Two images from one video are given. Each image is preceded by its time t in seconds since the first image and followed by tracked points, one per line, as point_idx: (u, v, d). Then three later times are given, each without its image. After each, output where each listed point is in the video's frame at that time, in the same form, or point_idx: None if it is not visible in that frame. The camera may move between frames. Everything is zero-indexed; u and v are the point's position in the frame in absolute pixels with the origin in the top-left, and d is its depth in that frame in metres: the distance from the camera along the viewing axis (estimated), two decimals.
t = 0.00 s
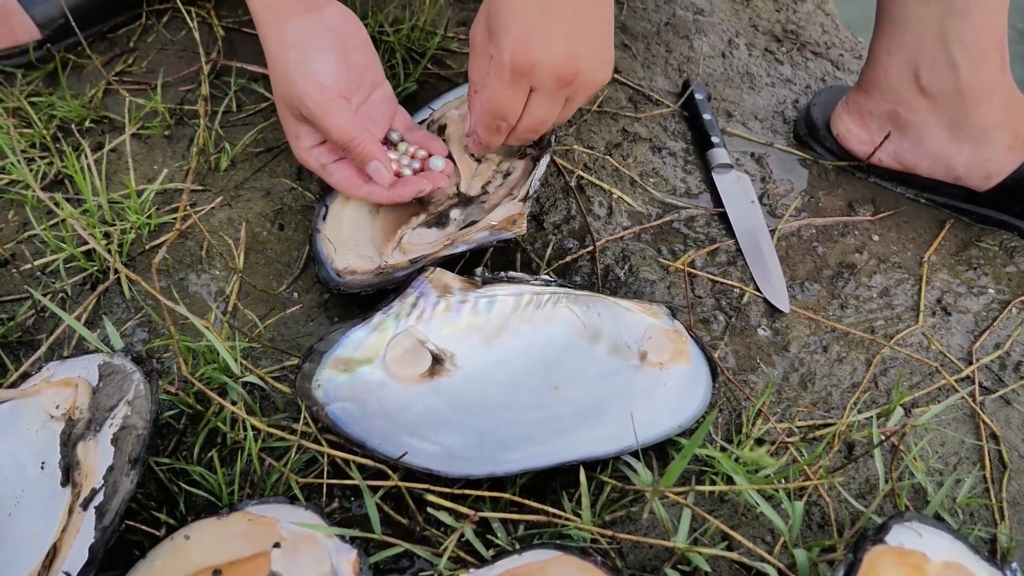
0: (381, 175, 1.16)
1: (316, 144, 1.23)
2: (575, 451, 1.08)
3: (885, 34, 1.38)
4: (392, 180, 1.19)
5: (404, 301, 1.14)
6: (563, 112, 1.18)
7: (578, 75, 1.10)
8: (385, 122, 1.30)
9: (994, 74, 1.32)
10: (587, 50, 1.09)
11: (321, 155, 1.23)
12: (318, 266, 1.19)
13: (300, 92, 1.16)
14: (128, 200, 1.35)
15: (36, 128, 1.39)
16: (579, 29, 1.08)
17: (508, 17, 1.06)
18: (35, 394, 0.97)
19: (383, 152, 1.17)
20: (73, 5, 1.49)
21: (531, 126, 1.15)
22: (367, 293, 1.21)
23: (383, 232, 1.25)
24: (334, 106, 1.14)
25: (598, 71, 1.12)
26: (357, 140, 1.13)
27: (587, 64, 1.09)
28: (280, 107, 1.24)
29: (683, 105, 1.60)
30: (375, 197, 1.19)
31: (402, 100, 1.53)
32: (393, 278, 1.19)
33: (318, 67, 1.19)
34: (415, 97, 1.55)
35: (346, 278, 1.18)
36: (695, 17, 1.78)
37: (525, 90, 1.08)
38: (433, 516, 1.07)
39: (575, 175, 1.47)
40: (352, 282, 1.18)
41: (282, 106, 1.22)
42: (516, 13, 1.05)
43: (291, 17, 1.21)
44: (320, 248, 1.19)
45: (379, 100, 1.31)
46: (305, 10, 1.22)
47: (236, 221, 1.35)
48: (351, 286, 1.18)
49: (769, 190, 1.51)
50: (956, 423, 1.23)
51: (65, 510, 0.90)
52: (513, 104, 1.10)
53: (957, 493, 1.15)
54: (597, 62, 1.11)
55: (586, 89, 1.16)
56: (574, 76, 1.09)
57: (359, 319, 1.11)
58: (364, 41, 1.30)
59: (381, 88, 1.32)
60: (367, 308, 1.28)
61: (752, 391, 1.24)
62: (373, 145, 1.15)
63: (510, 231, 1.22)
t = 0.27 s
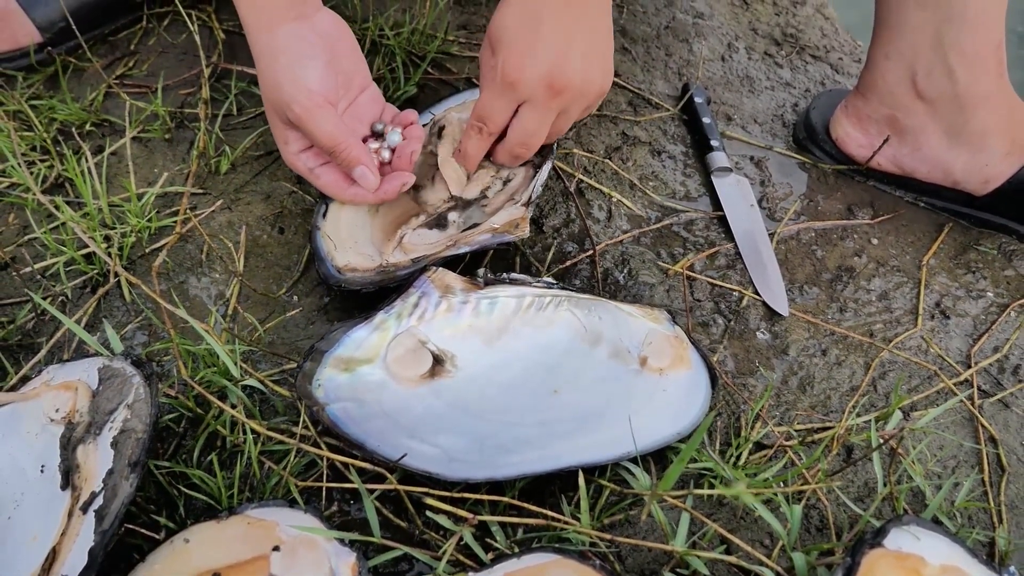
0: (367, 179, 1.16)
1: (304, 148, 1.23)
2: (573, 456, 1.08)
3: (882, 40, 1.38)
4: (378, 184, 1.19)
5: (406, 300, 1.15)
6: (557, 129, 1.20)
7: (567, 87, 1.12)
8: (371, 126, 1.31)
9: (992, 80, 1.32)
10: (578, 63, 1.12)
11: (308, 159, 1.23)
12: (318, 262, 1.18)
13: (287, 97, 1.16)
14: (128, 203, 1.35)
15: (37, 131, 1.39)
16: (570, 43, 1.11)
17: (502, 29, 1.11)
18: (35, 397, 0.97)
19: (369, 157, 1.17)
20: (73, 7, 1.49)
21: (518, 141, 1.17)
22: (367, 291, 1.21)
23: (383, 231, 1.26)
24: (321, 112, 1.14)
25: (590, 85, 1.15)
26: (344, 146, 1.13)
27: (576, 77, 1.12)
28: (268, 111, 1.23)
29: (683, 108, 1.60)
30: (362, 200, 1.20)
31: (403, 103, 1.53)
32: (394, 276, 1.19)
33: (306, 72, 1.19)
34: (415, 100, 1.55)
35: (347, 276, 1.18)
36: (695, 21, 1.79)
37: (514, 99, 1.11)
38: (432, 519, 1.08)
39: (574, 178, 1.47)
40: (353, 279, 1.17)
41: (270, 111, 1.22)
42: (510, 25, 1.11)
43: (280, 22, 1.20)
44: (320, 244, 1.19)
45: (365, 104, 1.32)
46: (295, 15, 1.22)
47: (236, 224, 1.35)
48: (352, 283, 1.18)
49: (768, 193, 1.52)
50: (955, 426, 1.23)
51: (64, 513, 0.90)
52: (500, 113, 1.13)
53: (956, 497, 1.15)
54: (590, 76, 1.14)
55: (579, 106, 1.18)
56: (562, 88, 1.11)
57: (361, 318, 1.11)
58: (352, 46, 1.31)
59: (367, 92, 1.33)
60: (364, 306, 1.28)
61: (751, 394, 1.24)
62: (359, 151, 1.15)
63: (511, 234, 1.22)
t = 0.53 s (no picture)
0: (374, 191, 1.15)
1: (315, 157, 1.24)
2: (571, 459, 1.07)
3: (882, 42, 1.38)
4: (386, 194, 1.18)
5: (403, 304, 1.15)
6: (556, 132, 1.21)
7: (566, 93, 1.12)
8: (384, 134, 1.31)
9: (992, 82, 1.32)
10: (580, 67, 1.13)
11: (320, 168, 1.23)
12: (316, 268, 1.19)
13: (297, 106, 1.17)
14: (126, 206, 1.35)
15: (35, 134, 1.39)
16: (572, 48, 1.11)
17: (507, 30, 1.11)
18: (32, 400, 0.98)
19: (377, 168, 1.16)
20: (72, 11, 1.49)
21: (512, 142, 1.16)
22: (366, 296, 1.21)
23: (381, 237, 1.25)
24: (328, 122, 1.15)
25: (590, 90, 1.15)
26: (350, 156, 1.13)
27: (576, 83, 1.12)
28: (280, 120, 1.25)
29: (682, 111, 1.60)
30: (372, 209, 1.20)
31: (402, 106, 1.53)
32: (392, 280, 1.20)
33: (317, 81, 1.20)
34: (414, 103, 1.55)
35: (344, 280, 1.18)
36: (695, 23, 1.78)
37: (514, 99, 1.11)
38: (429, 523, 1.07)
39: (573, 181, 1.47)
40: (351, 284, 1.18)
41: (282, 119, 1.23)
42: (517, 25, 1.11)
43: (293, 30, 1.22)
44: (319, 250, 1.19)
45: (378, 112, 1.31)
46: (308, 24, 1.23)
47: (235, 227, 1.35)
48: (350, 288, 1.18)
49: (767, 196, 1.52)
50: (954, 429, 1.23)
51: (61, 516, 0.90)
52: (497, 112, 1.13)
53: (956, 500, 1.15)
54: (590, 81, 1.15)
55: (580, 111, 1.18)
56: (561, 93, 1.12)
57: (358, 322, 1.11)
58: (365, 54, 1.31)
59: (381, 100, 1.32)
60: (363, 311, 1.28)
61: (750, 398, 1.24)
62: (365, 162, 1.14)
63: (509, 235, 1.22)
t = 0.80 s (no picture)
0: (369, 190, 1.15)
1: (309, 157, 1.23)
2: (571, 464, 1.07)
3: (884, 42, 1.37)
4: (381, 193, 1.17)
5: (403, 304, 1.14)
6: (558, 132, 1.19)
7: (569, 87, 1.11)
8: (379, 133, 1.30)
9: (995, 83, 1.31)
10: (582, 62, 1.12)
11: (314, 168, 1.22)
12: (313, 266, 1.17)
13: (290, 106, 1.16)
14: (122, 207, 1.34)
15: (30, 135, 1.39)
16: (572, 45, 1.11)
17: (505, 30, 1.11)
18: (25, 403, 0.96)
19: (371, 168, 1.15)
20: (68, 11, 1.49)
21: (518, 143, 1.13)
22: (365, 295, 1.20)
23: (379, 236, 1.25)
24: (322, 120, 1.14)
25: (592, 86, 1.15)
26: (344, 155, 1.12)
27: (578, 79, 1.12)
28: (275, 121, 1.24)
29: (682, 112, 1.59)
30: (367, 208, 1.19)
31: (400, 106, 1.52)
32: (391, 279, 1.19)
33: (311, 80, 1.20)
34: (413, 103, 1.54)
35: (342, 280, 1.17)
36: (695, 24, 1.78)
37: (516, 96, 1.10)
38: (427, 527, 1.06)
39: (573, 183, 1.46)
40: (349, 283, 1.17)
41: (276, 120, 1.23)
42: (515, 25, 1.11)
43: (287, 30, 1.21)
44: (318, 249, 1.18)
45: (373, 112, 1.31)
46: (303, 23, 1.23)
47: (232, 228, 1.35)
48: (348, 288, 1.17)
49: (768, 198, 1.51)
50: (958, 433, 1.22)
51: (54, 520, 0.89)
52: (502, 112, 1.11)
53: (958, 505, 1.14)
54: (592, 76, 1.14)
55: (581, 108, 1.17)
56: (563, 89, 1.11)
57: (358, 322, 1.11)
58: (361, 54, 1.31)
59: (376, 100, 1.32)
60: (362, 312, 1.27)
61: (750, 401, 1.23)
62: (360, 161, 1.14)
63: (510, 236, 1.21)
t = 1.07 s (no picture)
0: (368, 189, 1.14)
1: (308, 156, 1.23)
2: (570, 466, 1.06)
3: (885, 43, 1.37)
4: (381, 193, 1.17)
5: (403, 304, 1.14)
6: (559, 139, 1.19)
7: (568, 104, 1.11)
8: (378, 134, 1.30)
9: (995, 85, 1.31)
10: (581, 77, 1.11)
11: (313, 168, 1.22)
12: (313, 265, 1.16)
13: (289, 104, 1.16)
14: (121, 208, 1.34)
15: (29, 135, 1.39)
16: (573, 58, 1.09)
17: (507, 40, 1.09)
18: (23, 404, 0.96)
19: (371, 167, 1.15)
20: (67, 11, 1.48)
21: (516, 153, 1.15)
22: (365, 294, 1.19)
23: (379, 236, 1.25)
24: (321, 120, 1.14)
25: (593, 98, 1.13)
26: (343, 154, 1.12)
27: (577, 96, 1.11)
28: (274, 120, 1.24)
29: (683, 113, 1.59)
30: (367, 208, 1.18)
31: (400, 107, 1.52)
32: (392, 279, 1.18)
33: (310, 79, 1.19)
34: (412, 104, 1.54)
35: (342, 278, 1.16)
36: (696, 25, 1.78)
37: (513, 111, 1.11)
38: (426, 529, 1.06)
39: (573, 184, 1.46)
40: (349, 282, 1.16)
41: (275, 119, 1.22)
42: (516, 32, 1.09)
43: (287, 28, 1.21)
44: (318, 248, 1.17)
45: (373, 112, 1.31)
46: (302, 22, 1.23)
47: (231, 229, 1.34)
48: (348, 287, 1.16)
49: (769, 199, 1.50)
50: (958, 435, 1.21)
51: (51, 523, 0.89)
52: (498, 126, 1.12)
53: (959, 507, 1.14)
54: (593, 89, 1.13)
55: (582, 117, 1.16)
56: (563, 106, 1.10)
57: (358, 322, 1.11)
58: (361, 54, 1.31)
59: (376, 100, 1.32)
60: (362, 312, 1.27)
61: (751, 403, 1.22)
62: (359, 161, 1.13)
63: (510, 237, 1.21)
